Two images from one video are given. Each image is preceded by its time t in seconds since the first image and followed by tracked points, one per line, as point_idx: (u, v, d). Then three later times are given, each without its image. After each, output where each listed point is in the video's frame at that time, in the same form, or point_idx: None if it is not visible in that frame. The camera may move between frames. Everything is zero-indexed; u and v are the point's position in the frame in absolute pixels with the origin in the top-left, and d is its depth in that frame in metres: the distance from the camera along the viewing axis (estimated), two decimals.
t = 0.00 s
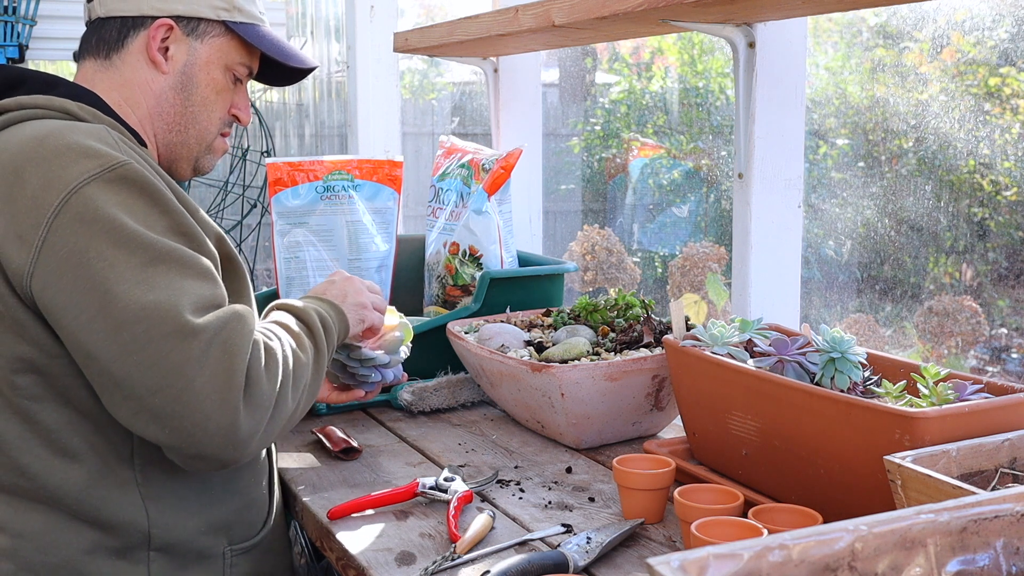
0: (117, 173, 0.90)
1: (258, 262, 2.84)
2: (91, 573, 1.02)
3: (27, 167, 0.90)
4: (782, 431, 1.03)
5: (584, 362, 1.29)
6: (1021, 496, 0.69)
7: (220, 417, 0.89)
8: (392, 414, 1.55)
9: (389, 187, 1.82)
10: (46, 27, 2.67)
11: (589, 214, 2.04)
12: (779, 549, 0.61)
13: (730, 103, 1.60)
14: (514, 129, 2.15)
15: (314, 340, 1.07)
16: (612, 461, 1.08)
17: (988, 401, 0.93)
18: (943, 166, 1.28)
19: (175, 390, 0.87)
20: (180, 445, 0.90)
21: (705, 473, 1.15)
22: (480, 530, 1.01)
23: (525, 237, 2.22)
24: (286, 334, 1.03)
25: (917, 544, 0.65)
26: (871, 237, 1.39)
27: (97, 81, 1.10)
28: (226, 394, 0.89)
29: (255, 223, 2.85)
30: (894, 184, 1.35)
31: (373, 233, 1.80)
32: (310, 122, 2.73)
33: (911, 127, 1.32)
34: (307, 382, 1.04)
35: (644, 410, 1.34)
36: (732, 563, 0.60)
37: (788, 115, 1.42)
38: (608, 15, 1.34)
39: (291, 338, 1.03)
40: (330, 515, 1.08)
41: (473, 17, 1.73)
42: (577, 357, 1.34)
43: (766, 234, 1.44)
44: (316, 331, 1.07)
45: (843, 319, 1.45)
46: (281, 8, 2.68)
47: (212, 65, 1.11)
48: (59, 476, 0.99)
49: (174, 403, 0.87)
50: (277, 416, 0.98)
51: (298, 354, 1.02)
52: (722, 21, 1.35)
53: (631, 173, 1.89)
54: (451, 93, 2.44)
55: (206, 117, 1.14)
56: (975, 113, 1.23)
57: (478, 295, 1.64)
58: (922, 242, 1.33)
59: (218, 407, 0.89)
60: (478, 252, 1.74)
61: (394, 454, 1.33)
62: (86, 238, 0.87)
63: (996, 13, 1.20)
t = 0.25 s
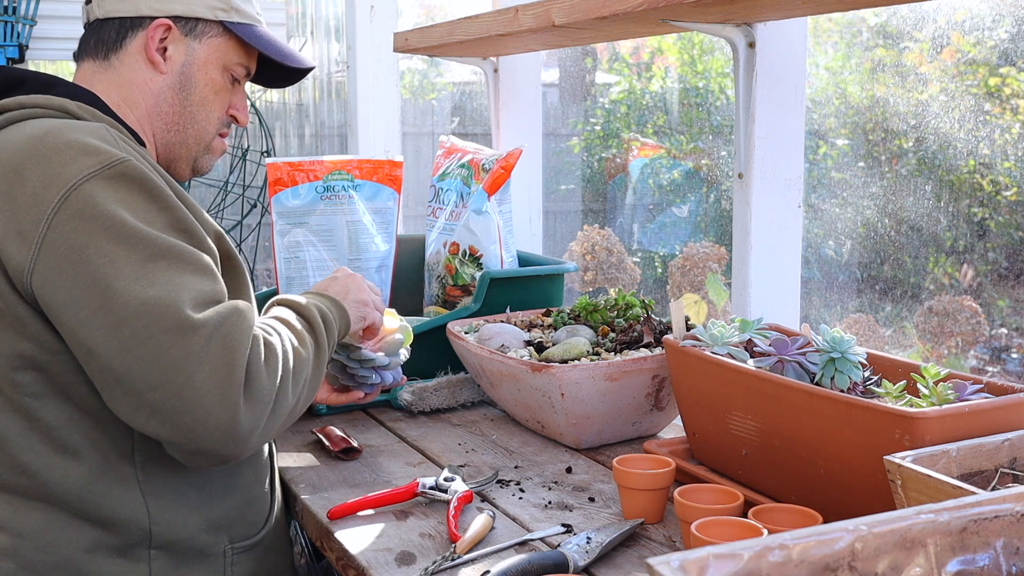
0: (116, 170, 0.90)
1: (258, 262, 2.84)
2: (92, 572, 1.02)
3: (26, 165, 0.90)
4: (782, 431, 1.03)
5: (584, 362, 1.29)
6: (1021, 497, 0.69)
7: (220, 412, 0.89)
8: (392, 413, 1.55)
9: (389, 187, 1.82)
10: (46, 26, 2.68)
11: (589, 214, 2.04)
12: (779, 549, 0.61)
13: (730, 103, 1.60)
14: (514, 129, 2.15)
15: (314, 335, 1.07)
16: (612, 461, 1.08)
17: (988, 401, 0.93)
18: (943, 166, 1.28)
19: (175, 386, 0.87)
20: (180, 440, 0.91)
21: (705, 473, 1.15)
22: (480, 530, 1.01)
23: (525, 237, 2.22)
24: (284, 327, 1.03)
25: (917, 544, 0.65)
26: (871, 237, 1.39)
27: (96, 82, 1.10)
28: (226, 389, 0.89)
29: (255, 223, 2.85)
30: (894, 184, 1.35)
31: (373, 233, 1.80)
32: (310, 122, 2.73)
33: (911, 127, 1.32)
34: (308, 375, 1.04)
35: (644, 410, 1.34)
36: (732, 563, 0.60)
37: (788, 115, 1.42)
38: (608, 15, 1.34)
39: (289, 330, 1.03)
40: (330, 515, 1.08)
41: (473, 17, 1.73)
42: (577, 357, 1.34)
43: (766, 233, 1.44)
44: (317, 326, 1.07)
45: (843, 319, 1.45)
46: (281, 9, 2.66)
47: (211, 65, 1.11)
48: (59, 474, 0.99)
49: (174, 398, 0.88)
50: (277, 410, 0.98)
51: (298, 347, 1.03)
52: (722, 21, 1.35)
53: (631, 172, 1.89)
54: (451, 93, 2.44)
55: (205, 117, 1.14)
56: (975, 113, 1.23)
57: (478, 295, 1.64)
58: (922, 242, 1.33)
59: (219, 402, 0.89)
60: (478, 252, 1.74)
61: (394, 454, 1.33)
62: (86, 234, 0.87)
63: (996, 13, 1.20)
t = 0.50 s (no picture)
0: (116, 170, 0.90)
1: (258, 262, 2.84)
2: (93, 571, 1.02)
3: (26, 165, 0.90)
4: (782, 431, 1.03)
5: (584, 362, 1.29)
6: (1021, 497, 0.69)
7: (215, 414, 0.89)
8: (392, 414, 1.55)
9: (389, 187, 1.82)
10: (46, 26, 2.68)
11: (589, 214, 2.04)
12: (779, 550, 0.61)
13: (730, 103, 1.60)
14: (514, 129, 2.15)
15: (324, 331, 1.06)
16: (612, 461, 1.08)
17: (988, 401, 0.93)
18: (943, 166, 1.28)
19: (173, 387, 0.87)
20: (178, 441, 0.91)
21: (705, 473, 1.15)
22: (479, 530, 1.01)
23: (525, 237, 2.22)
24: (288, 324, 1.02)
25: (917, 544, 0.65)
26: (871, 237, 1.39)
27: (93, 82, 1.10)
28: (222, 391, 0.88)
29: (255, 223, 2.85)
30: (894, 184, 1.35)
31: (373, 233, 1.80)
32: (310, 122, 2.73)
33: (911, 127, 1.32)
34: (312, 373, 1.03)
35: (644, 410, 1.34)
36: (732, 563, 0.60)
37: (788, 115, 1.42)
38: (608, 15, 1.34)
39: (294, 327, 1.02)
40: (330, 515, 1.08)
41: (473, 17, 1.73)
42: (577, 357, 1.34)
43: (766, 233, 1.44)
44: (331, 323, 1.06)
45: (843, 319, 1.45)
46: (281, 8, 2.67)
47: (207, 63, 1.11)
48: (60, 473, 0.99)
49: (172, 399, 0.87)
50: (275, 410, 0.97)
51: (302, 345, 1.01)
52: (723, 21, 1.35)
53: (631, 172, 1.88)
54: (451, 93, 2.44)
55: (202, 115, 1.14)
56: (975, 113, 1.23)
57: (478, 295, 1.64)
58: (922, 241, 1.33)
59: (214, 405, 0.88)
60: (478, 252, 1.74)
61: (394, 454, 1.33)
62: (85, 235, 0.87)
63: (996, 13, 1.20)
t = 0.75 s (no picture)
0: (117, 170, 0.90)
1: (258, 262, 2.84)
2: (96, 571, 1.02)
3: (26, 165, 0.90)
4: (782, 432, 1.03)
5: (584, 362, 1.29)
6: (1021, 496, 0.69)
7: (219, 417, 0.88)
8: (392, 414, 1.55)
9: (389, 187, 1.82)
10: (46, 26, 2.68)
11: (589, 214, 2.04)
12: (779, 550, 0.61)
13: (730, 103, 1.60)
14: (514, 129, 2.15)
15: (349, 340, 1.05)
16: (612, 461, 1.08)
17: (988, 401, 0.93)
18: (943, 166, 1.28)
19: (175, 389, 0.87)
20: (181, 442, 0.90)
21: (705, 473, 1.15)
22: (479, 530, 1.01)
23: (525, 237, 2.22)
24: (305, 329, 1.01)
25: (917, 544, 0.65)
26: (871, 237, 1.39)
27: (84, 82, 1.10)
28: (224, 393, 0.88)
29: (255, 223, 2.85)
30: (894, 184, 1.35)
31: (373, 233, 1.80)
32: (310, 122, 2.73)
33: (911, 127, 1.32)
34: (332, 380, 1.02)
35: (644, 410, 1.34)
36: (732, 563, 0.60)
37: (788, 115, 1.42)
38: (608, 15, 1.34)
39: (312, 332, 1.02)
40: (330, 515, 1.08)
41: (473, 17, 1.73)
42: (577, 357, 1.34)
43: (766, 233, 1.44)
44: (359, 338, 1.05)
45: (843, 319, 1.45)
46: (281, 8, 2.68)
47: (196, 54, 1.11)
48: (63, 475, 0.99)
49: (174, 401, 0.87)
50: (284, 413, 0.96)
51: (321, 350, 1.00)
52: (723, 21, 1.35)
53: (631, 172, 1.88)
54: (451, 93, 2.44)
55: (194, 107, 1.14)
56: (975, 113, 1.23)
57: (478, 295, 1.64)
58: (922, 241, 1.33)
59: (218, 407, 0.88)
60: (478, 252, 1.74)
61: (394, 454, 1.33)
62: (87, 235, 0.87)
63: (996, 13, 1.20)
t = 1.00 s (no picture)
0: (118, 175, 0.90)
1: (258, 262, 2.84)
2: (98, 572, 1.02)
3: (28, 169, 0.90)
4: (782, 432, 1.03)
5: (585, 362, 1.29)
6: (1021, 496, 0.69)
7: (217, 425, 0.88)
8: (392, 414, 1.55)
9: (389, 187, 1.82)
10: (46, 26, 2.68)
11: (589, 214, 2.04)
12: (779, 549, 0.61)
13: (730, 103, 1.60)
14: (514, 129, 2.15)
15: (353, 346, 1.04)
16: (612, 461, 1.08)
17: (988, 401, 0.93)
18: (944, 166, 1.28)
19: (174, 397, 0.87)
20: (180, 449, 0.90)
21: (705, 473, 1.15)
22: (479, 530, 1.01)
23: (526, 237, 2.22)
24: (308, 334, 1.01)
25: (917, 544, 0.65)
26: (871, 237, 1.39)
27: (81, 81, 1.10)
28: (222, 403, 0.88)
29: (255, 223, 2.86)
30: (894, 184, 1.35)
31: (373, 233, 1.79)
32: (310, 122, 2.72)
33: (911, 127, 1.32)
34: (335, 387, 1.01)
35: (645, 410, 1.34)
36: (732, 563, 0.60)
37: (788, 115, 1.42)
38: (608, 15, 1.34)
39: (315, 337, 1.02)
40: (330, 515, 1.08)
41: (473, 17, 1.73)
42: (577, 357, 1.34)
43: (766, 233, 1.44)
44: (363, 345, 1.05)
45: (843, 319, 1.45)
46: (281, 8, 2.70)
47: (194, 55, 1.11)
48: (65, 478, 0.99)
49: (173, 409, 0.87)
50: (285, 420, 0.96)
51: (323, 356, 1.00)
52: (722, 21, 1.35)
53: (631, 172, 1.88)
54: (451, 93, 2.44)
55: (192, 108, 1.14)
56: (975, 113, 1.23)
57: (478, 295, 1.64)
58: (922, 241, 1.33)
59: (216, 416, 0.88)
60: (478, 252, 1.74)
61: (395, 454, 1.33)
62: (87, 242, 0.87)
63: (996, 13, 1.20)
